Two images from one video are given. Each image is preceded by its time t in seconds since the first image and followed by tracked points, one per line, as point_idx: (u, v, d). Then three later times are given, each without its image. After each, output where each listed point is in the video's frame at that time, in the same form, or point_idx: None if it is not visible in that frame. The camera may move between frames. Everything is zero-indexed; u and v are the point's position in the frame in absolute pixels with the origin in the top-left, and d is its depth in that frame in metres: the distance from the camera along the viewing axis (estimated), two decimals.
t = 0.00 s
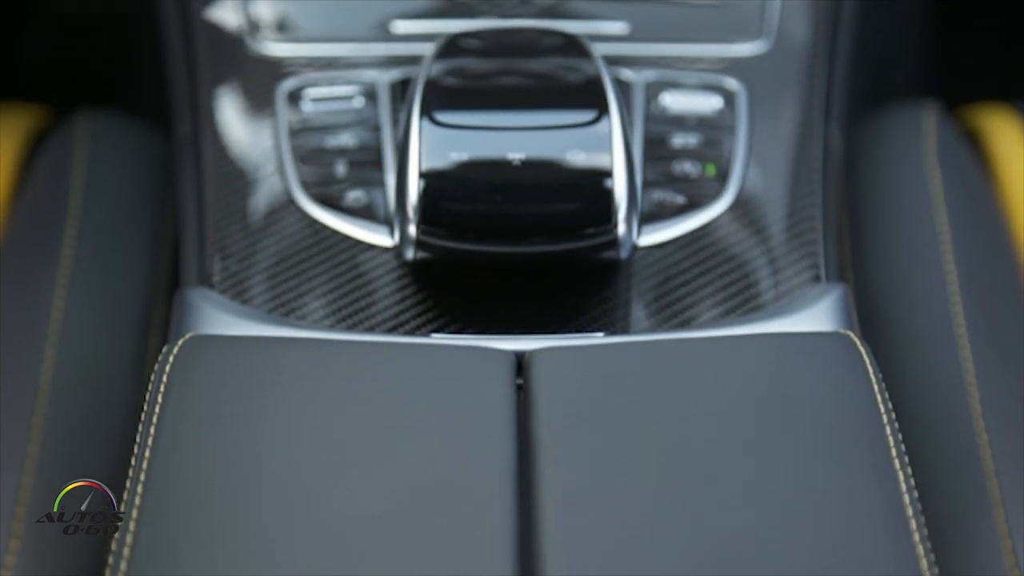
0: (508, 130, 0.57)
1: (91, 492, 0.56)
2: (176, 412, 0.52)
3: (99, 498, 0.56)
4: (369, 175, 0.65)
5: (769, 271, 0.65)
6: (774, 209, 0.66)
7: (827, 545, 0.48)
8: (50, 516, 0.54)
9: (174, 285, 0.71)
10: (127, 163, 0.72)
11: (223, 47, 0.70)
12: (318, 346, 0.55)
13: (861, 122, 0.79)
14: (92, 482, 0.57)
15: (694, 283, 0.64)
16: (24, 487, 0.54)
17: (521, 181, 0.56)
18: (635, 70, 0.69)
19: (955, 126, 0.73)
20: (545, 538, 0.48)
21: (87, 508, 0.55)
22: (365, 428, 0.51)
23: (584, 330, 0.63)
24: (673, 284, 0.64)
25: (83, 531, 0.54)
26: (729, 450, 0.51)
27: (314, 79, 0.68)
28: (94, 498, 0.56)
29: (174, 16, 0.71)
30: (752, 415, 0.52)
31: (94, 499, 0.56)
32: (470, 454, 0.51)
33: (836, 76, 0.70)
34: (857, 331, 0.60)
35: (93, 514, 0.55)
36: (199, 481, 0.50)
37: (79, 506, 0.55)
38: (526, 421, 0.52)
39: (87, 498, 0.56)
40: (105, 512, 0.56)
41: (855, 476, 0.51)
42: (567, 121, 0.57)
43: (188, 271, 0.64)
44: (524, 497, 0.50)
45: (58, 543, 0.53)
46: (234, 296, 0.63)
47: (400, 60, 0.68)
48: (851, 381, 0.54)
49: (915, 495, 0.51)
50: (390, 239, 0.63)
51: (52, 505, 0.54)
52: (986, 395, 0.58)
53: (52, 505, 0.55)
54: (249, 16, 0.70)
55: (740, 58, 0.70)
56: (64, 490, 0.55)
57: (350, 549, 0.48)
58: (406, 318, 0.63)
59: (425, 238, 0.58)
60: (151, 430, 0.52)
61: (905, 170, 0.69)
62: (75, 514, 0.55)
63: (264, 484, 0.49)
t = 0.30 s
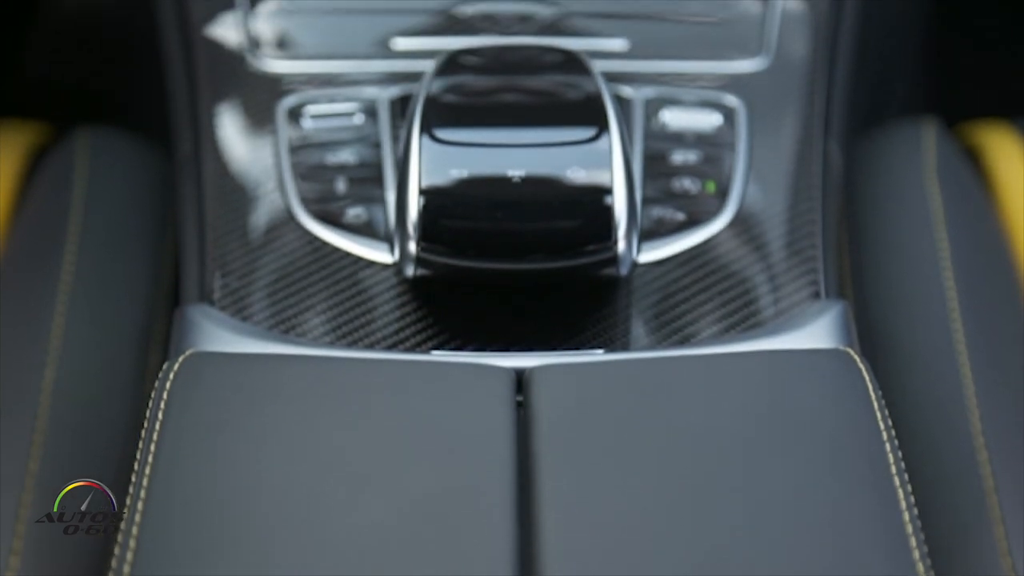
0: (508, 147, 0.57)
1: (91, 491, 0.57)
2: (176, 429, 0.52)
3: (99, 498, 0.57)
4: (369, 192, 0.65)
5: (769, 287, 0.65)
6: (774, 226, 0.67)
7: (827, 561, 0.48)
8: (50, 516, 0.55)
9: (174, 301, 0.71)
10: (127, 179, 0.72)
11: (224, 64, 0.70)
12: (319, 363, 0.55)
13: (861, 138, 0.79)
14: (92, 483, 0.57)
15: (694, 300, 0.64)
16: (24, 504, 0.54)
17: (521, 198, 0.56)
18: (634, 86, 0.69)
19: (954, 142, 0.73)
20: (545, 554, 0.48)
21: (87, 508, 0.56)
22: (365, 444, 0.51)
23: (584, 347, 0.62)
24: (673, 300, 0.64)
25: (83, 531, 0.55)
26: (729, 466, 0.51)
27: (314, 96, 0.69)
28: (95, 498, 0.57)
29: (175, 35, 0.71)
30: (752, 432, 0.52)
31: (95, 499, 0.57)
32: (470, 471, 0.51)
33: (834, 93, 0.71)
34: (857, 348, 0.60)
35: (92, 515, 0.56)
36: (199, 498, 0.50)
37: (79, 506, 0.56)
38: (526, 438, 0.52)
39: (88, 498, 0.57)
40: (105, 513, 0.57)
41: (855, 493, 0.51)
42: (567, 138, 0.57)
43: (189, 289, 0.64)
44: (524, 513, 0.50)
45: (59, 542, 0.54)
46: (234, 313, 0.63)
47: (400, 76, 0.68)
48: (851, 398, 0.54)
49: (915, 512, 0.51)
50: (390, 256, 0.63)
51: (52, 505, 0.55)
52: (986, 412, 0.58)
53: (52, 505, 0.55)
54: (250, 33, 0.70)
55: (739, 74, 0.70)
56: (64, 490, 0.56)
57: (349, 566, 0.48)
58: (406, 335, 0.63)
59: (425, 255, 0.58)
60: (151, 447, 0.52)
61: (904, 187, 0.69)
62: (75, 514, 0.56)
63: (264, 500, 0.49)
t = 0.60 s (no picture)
0: (508, 164, 0.57)
1: (91, 491, 0.58)
2: (176, 447, 0.52)
3: (99, 498, 0.58)
4: (369, 209, 0.65)
5: (768, 303, 0.65)
6: (774, 243, 0.67)
7: None
8: (50, 516, 0.55)
9: (174, 316, 0.71)
10: (127, 195, 0.72)
11: (224, 80, 0.71)
12: (319, 379, 0.55)
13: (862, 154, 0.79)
14: (92, 483, 0.58)
15: (694, 316, 0.64)
16: (24, 521, 0.54)
17: (521, 215, 0.57)
18: (634, 103, 0.69)
19: (954, 159, 0.73)
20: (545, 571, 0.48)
21: (87, 508, 0.57)
22: (365, 460, 0.51)
23: (584, 365, 0.63)
24: (673, 317, 0.64)
25: (83, 530, 0.56)
26: (730, 483, 0.51)
27: (314, 113, 0.69)
28: (94, 498, 0.58)
29: (173, 50, 0.71)
30: (752, 449, 0.52)
31: (94, 498, 0.57)
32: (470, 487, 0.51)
33: (836, 110, 0.71)
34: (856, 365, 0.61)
35: (92, 514, 0.57)
36: (200, 514, 0.50)
37: (79, 506, 0.56)
38: (526, 455, 0.52)
39: (88, 498, 0.57)
40: (105, 512, 0.57)
41: (856, 509, 0.51)
42: (567, 155, 0.57)
43: (189, 305, 0.64)
44: (525, 530, 0.50)
45: (59, 544, 0.55)
46: (234, 330, 0.63)
47: (401, 93, 0.69)
48: (851, 415, 0.54)
49: (915, 529, 0.51)
50: (390, 273, 0.63)
51: (52, 505, 0.56)
52: (985, 429, 0.59)
53: (52, 505, 0.56)
54: (250, 50, 0.70)
55: (738, 91, 0.70)
56: (64, 491, 0.57)
57: None
58: (406, 352, 0.63)
59: (425, 272, 0.58)
60: (151, 464, 0.52)
61: (904, 204, 0.69)
62: (75, 514, 0.56)
63: (264, 516, 0.49)
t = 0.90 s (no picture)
0: (508, 184, 0.57)
1: (91, 491, 0.58)
2: (177, 467, 0.52)
3: (99, 498, 0.58)
4: (369, 229, 0.65)
5: (768, 321, 0.65)
6: (773, 261, 0.67)
7: None
8: (50, 516, 0.56)
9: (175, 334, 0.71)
10: (128, 213, 0.72)
11: (224, 100, 0.71)
12: (319, 399, 0.55)
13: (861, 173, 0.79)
14: (91, 483, 0.58)
15: (694, 335, 0.64)
16: (24, 540, 0.55)
17: (521, 234, 0.57)
18: (634, 123, 0.69)
19: (954, 180, 0.73)
20: None
21: (87, 508, 0.57)
22: (365, 480, 0.51)
23: (583, 385, 0.63)
24: (674, 336, 0.64)
25: (82, 530, 0.56)
26: (730, 503, 0.51)
27: (315, 132, 0.69)
28: (94, 498, 0.58)
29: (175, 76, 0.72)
30: (752, 468, 0.52)
31: (94, 498, 0.58)
32: (470, 506, 0.51)
33: (834, 131, 0.72)
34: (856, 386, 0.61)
35: (92, 514, 0.57)
36: (200, 534, 0.50)
37: (79, 506, 0.57)
38: (526, 474, 0.52)
39: (87, 498, 0.58)
40: (105, 512, 0.58)
41: (856, 528, 0.51)
42: (568, 175, 0.58)
43: (189, 326, 0.65)
44: (524, 549, 0.50)
45: (59, 542, 0.55)
46: (234, 350, 0.63)
47: (401, 113, 0.69)
48: (851, 434, 0.54)
49: (915, 548, 0.51)
50: (390, 292, 0.63)
51: (52, 505, 0.56)
52: (985, 448, 0.59)
53: (52, 505, 0.56)
54: (250, 70, 0.71)
55: (737, 111, 0.71)
56: (64, 490, 0.57)
57: None
58: (406, 372, 0.63)
59: (426, 291, 0.58)
60: (151, 484, 0.52)
61: (903, 223, 0.70)
62: (75, 514, 0.57)
63: (264, 536, 0.49)
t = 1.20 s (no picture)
0: (507, 202, 0.57)
1: (91, 491, 0.59)
2: (177, 485, 0.52)
3: (99, 498, 0.59)
4: (369, 247, 0.66)
5: (768, 338, 0.65)
6: (774, 278, 0.67)
7: None
8: (50, 516, 0.57)
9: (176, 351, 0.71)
10: (128, 230, 0.73)
11: (225, 119, 0.71)
12: (319, 417, 0.55)
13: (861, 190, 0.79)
14: (92, 483, 0.59)
15: (694, 353, 0.64)
16: (24, 559, 0.54)
17: (520, 252, 0.57)
18: (633, 141, 0.70)
19: (954, 198, 0.73)
20: None
21: (87, 508, 0.58)
22: (365, 497, 0.51)
23: (583, 403, 0.62)
24: (673, 354, 0.64)
25: (83, 530, 0.57)
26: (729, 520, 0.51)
27: (316, 150, 0.69)
28: (94, 498, 0.59)
29: (176, 90, 0.71)
30: (751, 485, 0.52)
31: (94, 498, 0.59)
32: (469, 523, 0.51)
33: (835, 148, 0.71)
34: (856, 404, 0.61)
35: (92, 514, 0.58)
36: (200, 552, 0.49)
37: (79, 506, 0.58)
38: (526, 491, 0.52)
39: (88, 498, 0.58)
40: (105, 512, 0.59)
41: (855, 545, 0.50)
42: (567, 193, 0.58)
43: (190, 344, 0.64)
44: (524, 566, 0.50)
45: (59, 542, 0.56)
46: (234, 368, 0.63)
47: (402, 131, 0.70)
48: (851, 451, 0.54)
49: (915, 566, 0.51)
50: (390, 310, 0.64)
51: (52, 505, 0.57)
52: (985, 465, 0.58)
53: (52, 505, 0.57)
54: (251, 87, 0.71)
55: (738, 128, 0.71)
56: (65, 490, 0.58)
57: None
58: (406, 390, 0.63)
59: (426, 308, 0.58)
60: (151, 503, 0.52)
61: (903, 240, 0.70)
62: (75, 514, 0.57)
63: (264, 554, 0.49)
